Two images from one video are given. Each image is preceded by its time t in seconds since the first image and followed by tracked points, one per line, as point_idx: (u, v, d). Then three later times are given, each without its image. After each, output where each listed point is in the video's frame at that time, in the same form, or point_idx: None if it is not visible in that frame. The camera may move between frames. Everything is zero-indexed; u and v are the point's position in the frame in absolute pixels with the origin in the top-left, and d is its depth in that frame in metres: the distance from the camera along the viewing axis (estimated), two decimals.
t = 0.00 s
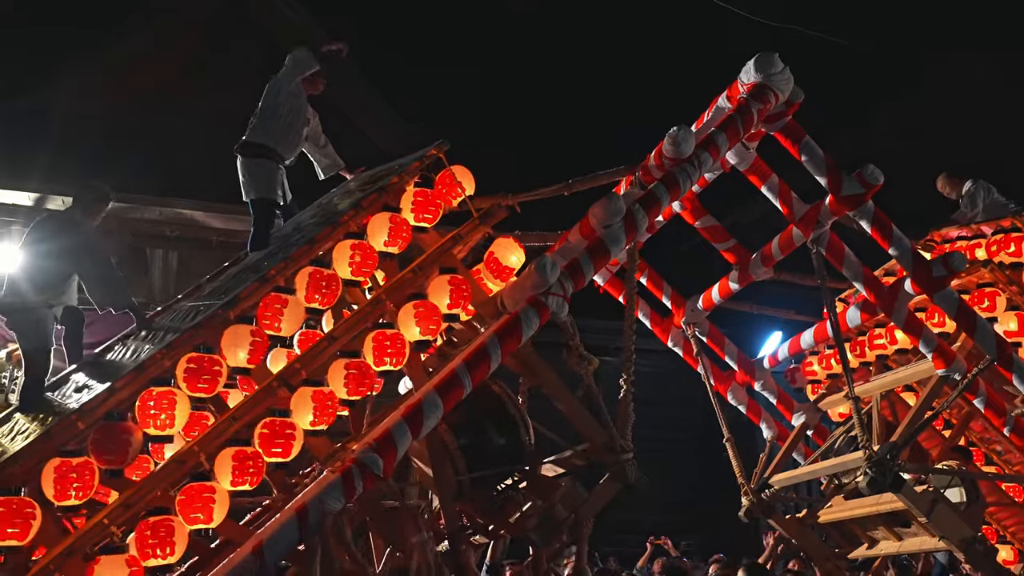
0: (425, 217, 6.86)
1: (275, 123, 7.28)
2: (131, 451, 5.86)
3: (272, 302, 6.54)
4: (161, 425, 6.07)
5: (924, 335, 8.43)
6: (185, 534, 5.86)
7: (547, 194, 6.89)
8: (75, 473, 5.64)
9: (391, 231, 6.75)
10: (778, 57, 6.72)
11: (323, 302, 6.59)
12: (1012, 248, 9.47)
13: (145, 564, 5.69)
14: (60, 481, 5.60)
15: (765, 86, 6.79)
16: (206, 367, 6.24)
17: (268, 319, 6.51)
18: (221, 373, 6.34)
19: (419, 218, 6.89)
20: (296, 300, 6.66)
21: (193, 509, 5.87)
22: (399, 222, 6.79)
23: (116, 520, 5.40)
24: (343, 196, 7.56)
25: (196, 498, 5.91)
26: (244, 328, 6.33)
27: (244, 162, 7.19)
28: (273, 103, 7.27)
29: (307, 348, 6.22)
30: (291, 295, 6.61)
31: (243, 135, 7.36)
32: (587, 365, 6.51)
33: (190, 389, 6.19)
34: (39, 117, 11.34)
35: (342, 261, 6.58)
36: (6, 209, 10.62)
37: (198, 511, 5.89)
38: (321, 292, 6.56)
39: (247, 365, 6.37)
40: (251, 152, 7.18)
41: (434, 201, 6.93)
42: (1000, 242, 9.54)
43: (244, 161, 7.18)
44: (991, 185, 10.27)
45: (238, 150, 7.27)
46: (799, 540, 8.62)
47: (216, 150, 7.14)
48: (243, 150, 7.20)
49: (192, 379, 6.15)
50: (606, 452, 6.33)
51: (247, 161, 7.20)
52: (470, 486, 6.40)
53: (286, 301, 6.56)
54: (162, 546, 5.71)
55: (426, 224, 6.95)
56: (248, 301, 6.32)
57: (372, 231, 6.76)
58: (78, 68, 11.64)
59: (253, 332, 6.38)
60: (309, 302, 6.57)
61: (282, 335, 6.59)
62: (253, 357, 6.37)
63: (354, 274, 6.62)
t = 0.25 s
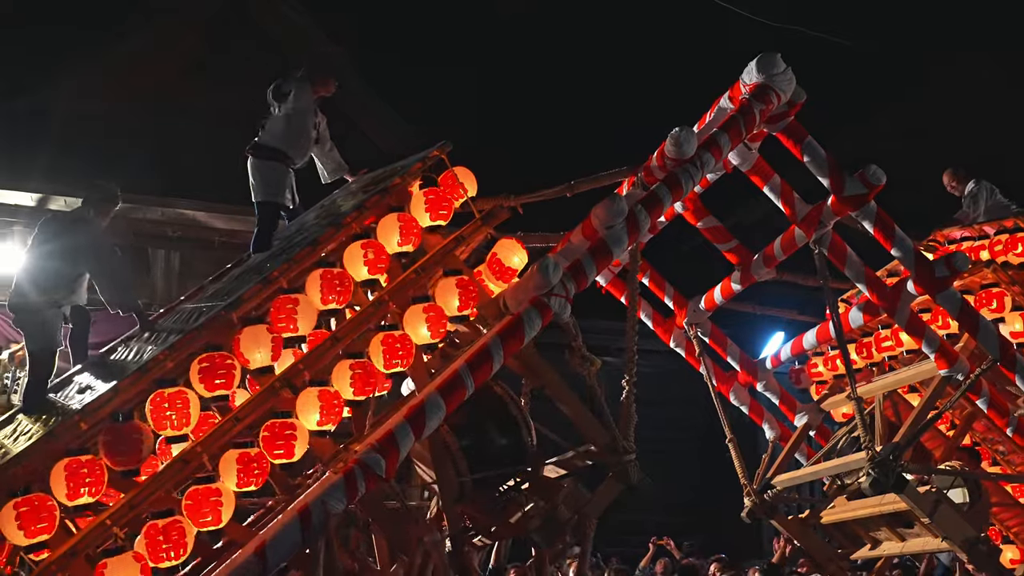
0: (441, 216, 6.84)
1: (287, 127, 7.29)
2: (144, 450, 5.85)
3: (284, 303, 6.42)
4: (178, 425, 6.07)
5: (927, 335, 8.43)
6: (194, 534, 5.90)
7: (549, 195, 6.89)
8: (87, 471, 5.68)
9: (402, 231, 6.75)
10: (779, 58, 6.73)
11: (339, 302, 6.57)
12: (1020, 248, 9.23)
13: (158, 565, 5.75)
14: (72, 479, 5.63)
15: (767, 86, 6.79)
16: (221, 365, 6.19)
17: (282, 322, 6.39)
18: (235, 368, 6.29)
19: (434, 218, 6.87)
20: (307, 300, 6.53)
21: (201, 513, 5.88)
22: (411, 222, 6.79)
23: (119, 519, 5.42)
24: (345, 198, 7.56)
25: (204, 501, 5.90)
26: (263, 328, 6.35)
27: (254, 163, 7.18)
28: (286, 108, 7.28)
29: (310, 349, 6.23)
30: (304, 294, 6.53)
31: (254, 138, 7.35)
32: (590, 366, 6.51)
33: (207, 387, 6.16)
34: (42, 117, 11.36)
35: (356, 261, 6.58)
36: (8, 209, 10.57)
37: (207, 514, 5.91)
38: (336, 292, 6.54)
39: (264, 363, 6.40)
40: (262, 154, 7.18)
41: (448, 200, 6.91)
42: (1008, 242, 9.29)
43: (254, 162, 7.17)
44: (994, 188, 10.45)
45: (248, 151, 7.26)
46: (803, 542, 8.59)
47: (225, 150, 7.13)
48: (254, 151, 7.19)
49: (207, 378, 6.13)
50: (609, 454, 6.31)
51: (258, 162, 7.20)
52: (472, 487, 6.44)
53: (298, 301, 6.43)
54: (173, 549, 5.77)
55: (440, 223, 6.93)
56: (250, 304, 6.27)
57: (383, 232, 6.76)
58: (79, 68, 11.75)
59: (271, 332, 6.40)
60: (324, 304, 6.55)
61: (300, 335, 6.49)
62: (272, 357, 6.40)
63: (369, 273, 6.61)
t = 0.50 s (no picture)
0: (441, 208, 6.82)
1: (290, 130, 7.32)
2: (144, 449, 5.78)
3: (287, 297, 6.41)
4: (177, 423, 6.04)
5: (929, 335, 8.43)
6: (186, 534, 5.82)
7: (552, 196, 6.89)
8: (78, 469, 5.55)
9: (402, 225, 6.68)
10: (781, 58, 6.73)
11: (341, 296, 6.51)
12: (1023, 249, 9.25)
13: (147, 565, 5.69)
14: (62, 475, 5.50)
15: (769, 86, 6.80)
16: (219, 359, 6.13)
17: (284, 315, 6.37)
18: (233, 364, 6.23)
19: (435, 209, 6.85)
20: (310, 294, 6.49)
21: (192, 512, 5.81)
22: (411, 217, 6.74)
23: (121, 520, 5.41)
24: (345, 199, 7.56)
25: (195, 501, 5.83)
26: (264, 324, 6.34)
27: (253, 163, 7.18)
28: (291, 111, 7.34)
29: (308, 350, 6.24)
30: (308, 290, 6.52)
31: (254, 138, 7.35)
32: (592, 367, 6.51)
33: (204, 383, 6.09)
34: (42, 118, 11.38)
35: (359, 255, 6.58)
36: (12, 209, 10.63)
37: (197, 514, 5.83)
38: (339, 285, 6.49)
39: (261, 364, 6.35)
40: (261, 154, 7.18)
41: (449, 192, 6.91)
42: (1010, 242, 9.31)
43: (253, 162, 7.17)
44: (996, 187, 10.44)
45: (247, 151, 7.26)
46: (804, 543, 8.60)
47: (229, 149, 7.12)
48: (254, 151, 7.19)
49: (205, 371, 6.06)
50: (610, 455, 6.34)
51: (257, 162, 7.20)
52: (473, 487, 6.39)
53: (301, 295, 6.41)
54: (167, 551, 5.72)
55: (442, 215, 6.90)
56: (252, 304, 6.28)
57: (383, 227, 6.70)
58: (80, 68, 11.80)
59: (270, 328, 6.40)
60: (326, 297, 6.50)
61: (301, 330, 6.40)
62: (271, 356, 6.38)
63: (370, 267, 6.59)
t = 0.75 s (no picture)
0: (435, 209, 6.83)
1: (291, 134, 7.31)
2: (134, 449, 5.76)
3: (283, 296, 6.47)
4: (171, 424, 6.04)
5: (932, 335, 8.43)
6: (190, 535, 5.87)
7: (554, 196, 6.89)
8: (69, 472, 5.52)
9: (397, 225, 6.66)
10: (783, 58, 6.73)
11: (332, 295, 6.50)
12: (1019, 249, 9.24)
13: (151, 566, 5.72)
14: (51, 477, 5.48)
15: (771, 86, 6.79)
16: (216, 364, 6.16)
17: (277, 313, 6.44)
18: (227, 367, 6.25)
19: (428, 209, 6.85)
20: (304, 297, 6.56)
21: (195, 513, 5.84)
22: (405, 216, 6.70)
23: (122, 521, 5.42)
24: (346, 200, 7.57)
25: (198, 502, 5.87)
26: (257, 326, 6.36)
27: (253, 164, 7.20)
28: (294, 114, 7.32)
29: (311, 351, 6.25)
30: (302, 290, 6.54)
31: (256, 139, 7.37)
32: (594, 367, 6.49)
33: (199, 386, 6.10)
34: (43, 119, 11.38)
35: (353, 253, 6.49)
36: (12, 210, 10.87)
37: (201, 515, 5.86)
38: (332, 285, 6.49)
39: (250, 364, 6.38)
40: (262, 156, 7.21)
41: (445, 194, 6.90)
42: (1007, 243, 9.31)
43: (253, 164, 7.20)
44: (999, 187, 10.43)
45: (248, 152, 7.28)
46: (806, 543, 8.73)
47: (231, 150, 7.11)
48: (255, 153, 7.22)
49: (201, 375, 6.08)
50: (612, 454, 6.31)
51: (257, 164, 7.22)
52: (475, 488, 6.34)
53: (297, 297, 6.46)
54: (168, 552, 5.74)
55: (434, 215, 6.90)
56: (253, 305, 6.29)
57: (377, 227, 6.67)
58: (81, 68, 11.82)
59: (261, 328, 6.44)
60: (318, 295, 6.49)
61: (291, 330, 6.49)
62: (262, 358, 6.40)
63: (362, 267, 6.51)
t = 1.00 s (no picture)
0: (443, 215, 6.78)
1: (295, 131, 7.26)
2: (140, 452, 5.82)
3: (292, 301, 6.40)
4: (175, 425, 6.04)
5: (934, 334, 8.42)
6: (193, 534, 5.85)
7: (556, 193, 6.88)
8: (77, 475, 5.52)
9: (406, 231, 6.72)
10: (786, 55, 6.72)
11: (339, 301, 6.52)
12: (1018, 247, 9.27)
13: (151, 564, 5.66)
14: (59, 481, 5.47)
15: (774, 83, 6.78)
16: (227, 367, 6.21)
17: (286, 317, 6.37)
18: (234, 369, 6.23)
19: (436, 216, 6.79)
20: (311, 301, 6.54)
21: (196, 510, 5.80)
22: (414, 223, 6.76)
23: (125, 521, 5.42)
24: (348, 198, 7.58)
25: (201, 500, 5.83)
26: (267, 329, 6.32)
27: (258, 162, 7.19)
28: (296, 111, 7.25)
29: (314, 349, 6.26)
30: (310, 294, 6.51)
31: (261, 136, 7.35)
32: (597, 365, 6.47)
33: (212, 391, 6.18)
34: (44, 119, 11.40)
35: (361, 255, 6.57)
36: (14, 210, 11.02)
37: (202, 513, 5.82)
38: (344, 292, 6.54)
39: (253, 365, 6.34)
40: (267, 153, 7.18)
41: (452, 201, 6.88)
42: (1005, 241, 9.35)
43: (258, 161, 7.18)
44: (999, 186, 10.36)
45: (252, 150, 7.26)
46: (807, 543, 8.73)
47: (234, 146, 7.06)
48: (259, 150, 7.21)
49: (217, 380, 6.10)
50: (616, 452, 6.32)
51: (261, 162, 7.20)
52: (478, 487, 6.34)
53: (307, 301, 6.43)
54: (168, 550, 5.68)
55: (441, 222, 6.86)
56: (256, 304, 6.30)
57: (384, 230, 6.71)
58: (82, 68, 11.83)
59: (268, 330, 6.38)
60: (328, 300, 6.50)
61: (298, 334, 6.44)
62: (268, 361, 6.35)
63: (370, 271, 6.62)
